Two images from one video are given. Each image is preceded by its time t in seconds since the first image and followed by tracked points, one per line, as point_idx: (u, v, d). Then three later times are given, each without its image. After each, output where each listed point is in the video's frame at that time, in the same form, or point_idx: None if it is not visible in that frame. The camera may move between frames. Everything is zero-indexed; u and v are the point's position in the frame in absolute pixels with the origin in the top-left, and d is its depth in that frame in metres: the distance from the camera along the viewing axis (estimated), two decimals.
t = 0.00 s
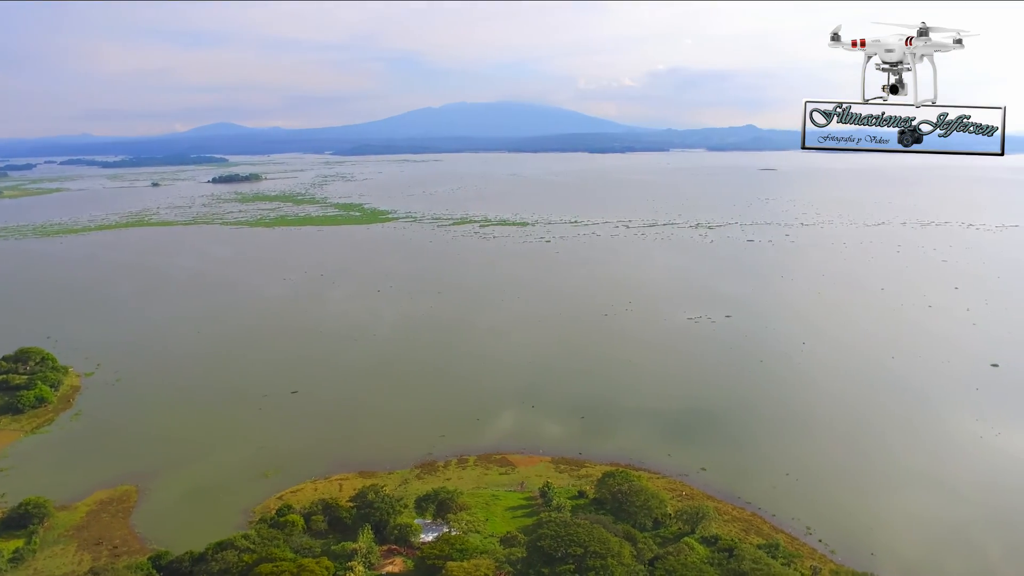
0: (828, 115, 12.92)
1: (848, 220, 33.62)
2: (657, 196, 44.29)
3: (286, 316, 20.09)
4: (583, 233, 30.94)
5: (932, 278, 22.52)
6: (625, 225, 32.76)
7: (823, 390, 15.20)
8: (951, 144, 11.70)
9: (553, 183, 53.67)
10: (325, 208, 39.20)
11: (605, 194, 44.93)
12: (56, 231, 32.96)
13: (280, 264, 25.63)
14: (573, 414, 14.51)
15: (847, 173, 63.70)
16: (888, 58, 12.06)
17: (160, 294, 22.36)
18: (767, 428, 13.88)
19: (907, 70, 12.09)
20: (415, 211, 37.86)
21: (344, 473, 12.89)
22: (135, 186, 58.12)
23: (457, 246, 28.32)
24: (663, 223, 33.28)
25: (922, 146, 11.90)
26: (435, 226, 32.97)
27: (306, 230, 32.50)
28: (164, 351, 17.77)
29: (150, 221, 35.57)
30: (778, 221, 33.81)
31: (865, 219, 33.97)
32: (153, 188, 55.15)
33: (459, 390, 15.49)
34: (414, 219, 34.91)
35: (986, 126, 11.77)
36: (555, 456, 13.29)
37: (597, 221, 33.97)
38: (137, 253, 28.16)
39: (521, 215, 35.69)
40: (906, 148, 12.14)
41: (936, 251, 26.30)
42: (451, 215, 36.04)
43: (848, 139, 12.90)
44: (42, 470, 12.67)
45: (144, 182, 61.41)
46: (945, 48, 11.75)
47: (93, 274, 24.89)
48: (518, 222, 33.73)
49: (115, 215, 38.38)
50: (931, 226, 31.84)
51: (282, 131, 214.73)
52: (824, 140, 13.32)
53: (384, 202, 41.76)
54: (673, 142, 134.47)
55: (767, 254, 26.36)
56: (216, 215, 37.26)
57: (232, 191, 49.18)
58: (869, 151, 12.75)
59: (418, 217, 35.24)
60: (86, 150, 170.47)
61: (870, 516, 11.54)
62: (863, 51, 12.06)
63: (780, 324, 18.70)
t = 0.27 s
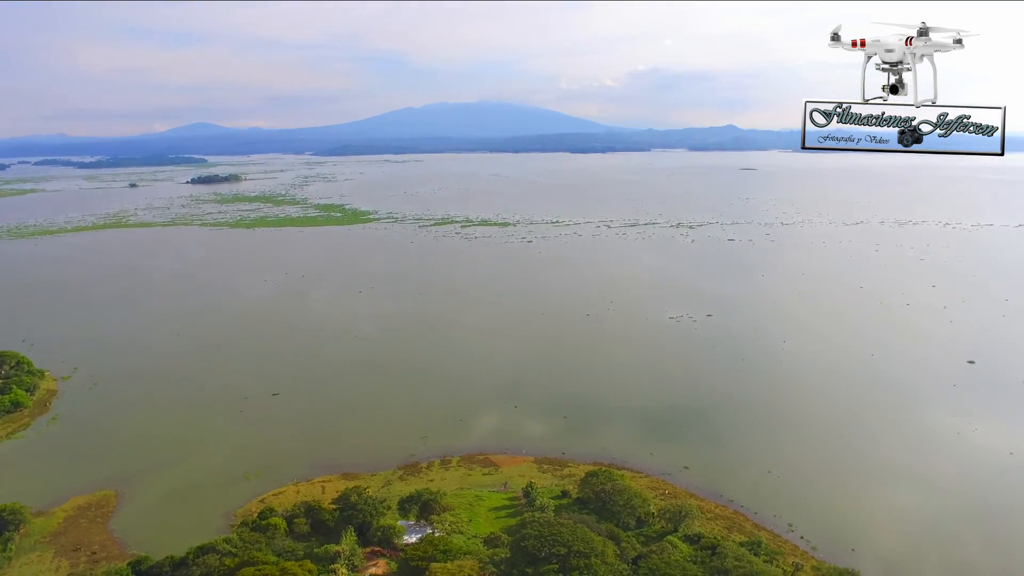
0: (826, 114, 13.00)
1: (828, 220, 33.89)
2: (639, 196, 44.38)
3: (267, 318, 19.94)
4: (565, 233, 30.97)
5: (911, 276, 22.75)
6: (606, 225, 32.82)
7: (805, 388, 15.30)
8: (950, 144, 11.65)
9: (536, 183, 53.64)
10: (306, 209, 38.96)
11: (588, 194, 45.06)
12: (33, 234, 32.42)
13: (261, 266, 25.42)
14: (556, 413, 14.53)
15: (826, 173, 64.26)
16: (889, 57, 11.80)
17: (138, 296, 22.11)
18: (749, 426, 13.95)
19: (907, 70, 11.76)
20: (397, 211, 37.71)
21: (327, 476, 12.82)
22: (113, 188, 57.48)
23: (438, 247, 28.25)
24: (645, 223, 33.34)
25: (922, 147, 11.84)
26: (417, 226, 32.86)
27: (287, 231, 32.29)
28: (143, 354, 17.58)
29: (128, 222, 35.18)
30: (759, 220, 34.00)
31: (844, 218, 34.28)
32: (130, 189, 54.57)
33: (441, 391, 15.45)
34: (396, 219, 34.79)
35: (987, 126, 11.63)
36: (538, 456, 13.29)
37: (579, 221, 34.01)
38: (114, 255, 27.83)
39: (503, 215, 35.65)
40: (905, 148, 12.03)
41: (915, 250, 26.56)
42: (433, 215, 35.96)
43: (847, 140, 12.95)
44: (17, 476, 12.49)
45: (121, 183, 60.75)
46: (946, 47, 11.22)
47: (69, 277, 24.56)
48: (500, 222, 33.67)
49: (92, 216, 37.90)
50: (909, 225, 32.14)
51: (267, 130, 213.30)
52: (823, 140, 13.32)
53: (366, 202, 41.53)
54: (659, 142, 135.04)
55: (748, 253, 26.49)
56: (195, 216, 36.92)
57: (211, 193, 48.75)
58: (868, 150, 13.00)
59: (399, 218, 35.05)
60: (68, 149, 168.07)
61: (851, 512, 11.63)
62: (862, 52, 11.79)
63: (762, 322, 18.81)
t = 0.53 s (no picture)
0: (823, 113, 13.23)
1: (807, 219, 34.17)
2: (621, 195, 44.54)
3: (247, 320, 19.78)
4: (547, 233, 31.00)
5: (889, 275, 22.99)
6: (588, 225, 32.88)
7: (785, 386, 15.41)
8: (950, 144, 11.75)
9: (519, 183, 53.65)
10: (286, 210, 38.71)
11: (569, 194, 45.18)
12: (6, 237, 31.82)
13: (240, 268, 25.20)
14: (538, 413, 14.54)
15: (805, 173, 64.86)
16: (888, 57, 11.89)
17: (114, 299, 21.83)
18: (730, 424, 14.02)
19: (907, 70, 11.91)
20: (378, 212, 37.57)
21: (309, 478, 12.74)
22: (89, 189, 56.80)
23: (419, 248, 28.15)
24: (626, 223, 33.41)
25: (921, 147, 11.97)
26: (398, 227, 32.74)
27: (267, 232, 32.08)
28: (120, 358, 17.36)
29: (104, 224, 34.77)
30: (739, 220, 34.21)
31: (823, 218, 34.59)
32: (107, 191, 53.93)
33: (422, 392, 15.41)
34: (377, 220, 34.66)
35: (986, 126, 11.71)
36: (520, 456, 13.29)
37: (561, 221, 34.07)
38: (90, 258, 27.46)
39: (484, 216, 35.60)
40: (906, 148, 12.11)
41: (892, 249, 26.87)
42: (415, 216, 35.87)
43: (847, 139, 13.01)
44: None
45: (98, 185, 60.03)
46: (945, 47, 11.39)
47: (44, 279, 24.20)
48: (482, 223, 33.61)
49: (68, 218, 37.41)
50: (887, 225, 32.48)
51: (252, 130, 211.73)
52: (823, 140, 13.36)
53: (348, 203, 41.31)
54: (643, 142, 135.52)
55: (728, 253, 26.64)
56: (173, 217, 36.55)
57: (190, 194, 48.30)
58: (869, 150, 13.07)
59: (381, 219, 34.93)
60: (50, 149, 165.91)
61: (831, 508, 11.74)
62: (862, 52, 11.90)
63: (743, 321, 18.94)
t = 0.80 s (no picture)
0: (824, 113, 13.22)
1: (787, 219, 34.41)
2: (603, 195, 44.65)
3: (228, 322, 19.61)
4: (528, 233, 30.99)
5: (868, 274, 23.21)
6: (569, 225, 32.91)
7: (766, 384, 15.50)
8: (950, 145, 11.68)
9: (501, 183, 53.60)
10: (266, 211, 38.44)
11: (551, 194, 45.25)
12: None
13: (221, 269, 24.93)
14: (521, 413, 14.54)
15: (784, 172, 65.41)
16: (888, 57, 11.72)
17: (91, 302, 21.55)
18: (712, 423, 14.07)
19: (908, 70, 11.69)
20: (358, 212, 37.38)
21: (291, 481, 12.65)
22: (65, 190, 56.09)
23: (399, 248, 28.02)
24: (607, 223, 33.44)
25: (920, 147, 11.95)
26: (379, 227, 32.59)
27: (247, 233, 31.83)
28: (97, 361, 17.13)
29: (80, 226, 34.35)
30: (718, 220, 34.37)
31: (803, 217, 34.85)
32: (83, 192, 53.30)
33: (403, 394, 15.35)
34: (358, 221, 34.50)
35: (987, 126, 11.67)
36: (503, 456, 13.27)
37: (542, 221, 34.08)
38: (66, 260, 27.10)
39: (465, 216, 35.47)
40: (906, 148, 12.09)
41: (870, 247, 27.15)
42: (397, 216, 35.77)
43: (847, 139, 13.00)
44: None
45: (73, 186, 59.31)
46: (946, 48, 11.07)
47: (19, 282, 23.83)
48: (462, 223, 33.50)
49: (43, 220, 36.92)
50: (865, 223, 32.79)
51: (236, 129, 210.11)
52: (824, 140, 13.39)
53: (330, 204, 41.07)
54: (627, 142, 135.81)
55: (708, 252, 26.77)
56: (151, 219, 36.16)
57: (168, 195, 47.87)
58: (869, 150, 13.15)
59: (361, 219, 34.82)
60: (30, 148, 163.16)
61: (813, 505, 11.82)
62: (862, 52, 11.68)
63: (725, 320, 19.03)
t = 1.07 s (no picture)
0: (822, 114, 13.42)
1: (766, 218, 34.71)
2: (585, 195, 44.75)
3: (207, 324, 19.45)
4: (509, 233, 31.02)
5: (845, 272, 23.44)
6: (550, 225, 32.98)
7: (745, 383, 15.59)
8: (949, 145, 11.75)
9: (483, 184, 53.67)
10: (245, 212, 38.20)
11: (532, 194, 45.48)
12: None
13: (200, 271, 24.74)
14: (503, 413, 14.53)
15: (763, 172, 66.04)
16: (888, 57, 11.83)
17: (65, 305, 21.28)
18: (693, 422, 14.13)
19: (907, 70, 11.86)
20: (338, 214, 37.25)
21: (271, 484, 12.56)
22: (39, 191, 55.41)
23: (379, 249, 27.94)
24: (587, 223, 33.57)
25: (921, 147, 12.05)
26: (359, 228, 32.48)
27: (225, 235, 31.63)
28: (73, 364, 16.92)
29: (55, 227, 33.93)
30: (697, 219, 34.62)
31: (782, 216, 35.17)
32: (57, 193, 52.68)
33: (383, 395, 15.30)
34: (337, 222, 34.38)
35: (988, 126, 11.63)
36: (485, 456, 13.26)
37: (523, 221, 34.13)
38: (40, 262, 26.74)
39: (444, 217, 35.38)
40: (906, 148, 12.16)
41: (848, 246, 27.46)
42: (376, 217, 35.56)
43: (847, 139, 13.06)
44: None
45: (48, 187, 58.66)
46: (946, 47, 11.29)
47: None
48: (442, 224, 33.46)
49: (17, 222, 36.44)
50: (843, 223, 33.15)
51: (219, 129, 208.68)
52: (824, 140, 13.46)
53: (312, 205, 40.88)
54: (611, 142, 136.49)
55: (688, 252, 26.92)
56: (128, 220, 35.82)
57: (146, 196, 47.46)
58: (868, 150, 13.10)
59: (341, 220, 34.77)
60: None
61: (792, 502, 11.91)
62: (862, 52, 11.81)
63: (706, 319, 19.13)
